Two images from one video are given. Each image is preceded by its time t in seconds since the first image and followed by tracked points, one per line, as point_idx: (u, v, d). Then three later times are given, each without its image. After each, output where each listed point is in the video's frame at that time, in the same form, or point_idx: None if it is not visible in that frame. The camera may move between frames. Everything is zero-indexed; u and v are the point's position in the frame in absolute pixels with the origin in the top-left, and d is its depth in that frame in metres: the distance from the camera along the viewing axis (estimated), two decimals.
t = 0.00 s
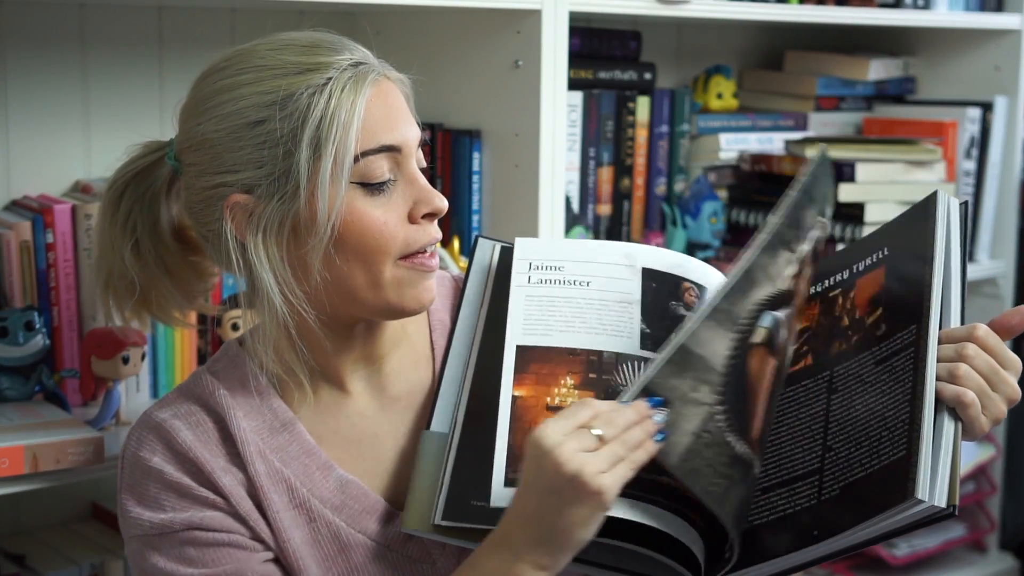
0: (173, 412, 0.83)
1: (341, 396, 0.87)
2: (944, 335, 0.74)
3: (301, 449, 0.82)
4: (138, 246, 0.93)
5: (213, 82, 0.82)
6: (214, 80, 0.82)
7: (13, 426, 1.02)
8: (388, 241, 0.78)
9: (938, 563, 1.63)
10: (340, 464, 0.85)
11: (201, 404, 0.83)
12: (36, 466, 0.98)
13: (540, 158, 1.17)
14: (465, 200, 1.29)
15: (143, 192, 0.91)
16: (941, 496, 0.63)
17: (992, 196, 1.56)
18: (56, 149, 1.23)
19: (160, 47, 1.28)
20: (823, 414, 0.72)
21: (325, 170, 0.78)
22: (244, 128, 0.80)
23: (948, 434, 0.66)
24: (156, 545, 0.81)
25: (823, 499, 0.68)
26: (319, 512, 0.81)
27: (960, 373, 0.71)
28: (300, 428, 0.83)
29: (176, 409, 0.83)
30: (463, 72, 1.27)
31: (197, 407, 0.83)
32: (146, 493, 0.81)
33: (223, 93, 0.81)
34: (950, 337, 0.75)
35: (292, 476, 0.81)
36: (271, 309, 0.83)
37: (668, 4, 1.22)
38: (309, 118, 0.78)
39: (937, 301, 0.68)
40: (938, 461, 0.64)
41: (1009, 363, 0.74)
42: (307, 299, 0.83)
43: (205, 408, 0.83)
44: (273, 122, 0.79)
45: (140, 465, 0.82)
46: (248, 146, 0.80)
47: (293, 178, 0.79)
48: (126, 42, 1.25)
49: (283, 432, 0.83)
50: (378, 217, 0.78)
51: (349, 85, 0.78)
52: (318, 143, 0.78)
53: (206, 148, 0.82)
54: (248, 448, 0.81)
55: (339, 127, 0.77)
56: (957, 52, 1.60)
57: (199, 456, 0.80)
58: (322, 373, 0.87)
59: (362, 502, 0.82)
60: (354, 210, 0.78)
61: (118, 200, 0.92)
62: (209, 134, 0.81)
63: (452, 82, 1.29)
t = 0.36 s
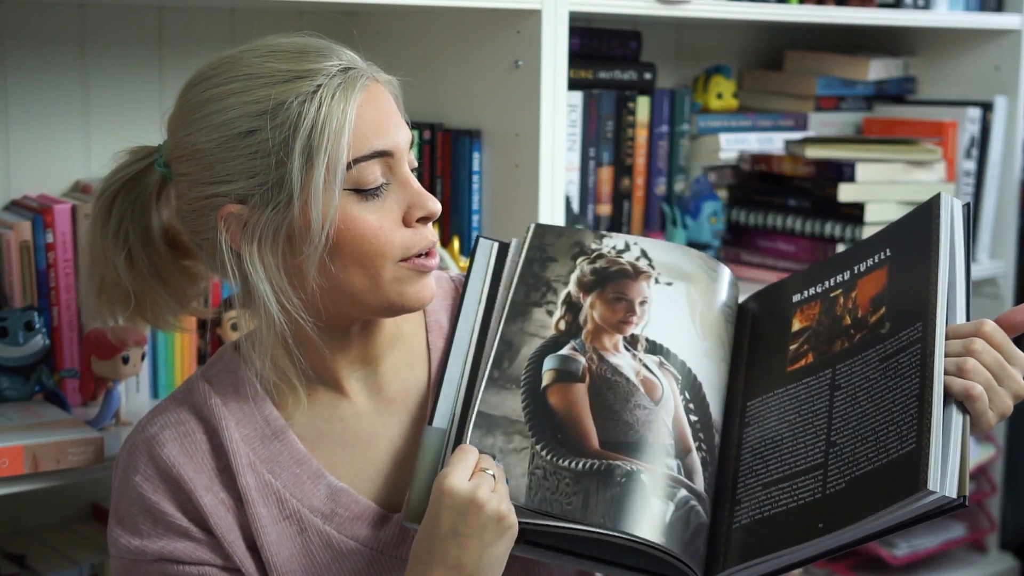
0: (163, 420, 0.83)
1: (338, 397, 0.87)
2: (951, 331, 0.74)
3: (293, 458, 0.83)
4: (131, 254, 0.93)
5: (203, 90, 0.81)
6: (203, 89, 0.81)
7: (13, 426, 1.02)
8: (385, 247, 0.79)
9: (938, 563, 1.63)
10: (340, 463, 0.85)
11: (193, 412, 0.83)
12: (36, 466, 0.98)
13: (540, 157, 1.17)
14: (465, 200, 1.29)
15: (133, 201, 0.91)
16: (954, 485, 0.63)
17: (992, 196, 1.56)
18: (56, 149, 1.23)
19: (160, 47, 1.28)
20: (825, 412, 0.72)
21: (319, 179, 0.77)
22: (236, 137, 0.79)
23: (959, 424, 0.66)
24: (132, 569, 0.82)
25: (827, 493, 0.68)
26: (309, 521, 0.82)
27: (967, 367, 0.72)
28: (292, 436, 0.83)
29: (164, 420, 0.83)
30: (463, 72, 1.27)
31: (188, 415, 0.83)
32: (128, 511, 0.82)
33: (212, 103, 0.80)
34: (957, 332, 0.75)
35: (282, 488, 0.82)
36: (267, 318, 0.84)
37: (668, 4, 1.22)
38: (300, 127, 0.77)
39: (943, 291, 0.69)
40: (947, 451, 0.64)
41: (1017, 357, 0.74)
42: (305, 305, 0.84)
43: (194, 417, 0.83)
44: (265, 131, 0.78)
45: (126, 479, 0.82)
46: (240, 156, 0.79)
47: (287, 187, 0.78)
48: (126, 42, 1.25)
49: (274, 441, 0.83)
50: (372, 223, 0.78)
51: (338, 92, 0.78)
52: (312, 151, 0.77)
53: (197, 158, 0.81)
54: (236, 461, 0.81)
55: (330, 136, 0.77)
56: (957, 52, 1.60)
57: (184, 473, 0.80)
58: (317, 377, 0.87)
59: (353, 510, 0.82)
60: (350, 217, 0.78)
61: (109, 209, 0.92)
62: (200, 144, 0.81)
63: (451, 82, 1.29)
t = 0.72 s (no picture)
0: (165, 418, 0.82)
1: (339, 395, 0.87)
2: (930, 325, 0.74)
3: (294, 456, 0.83)
4: (132, 253, 0.92)
5: (210, 89, 0.81)
6: (210, 88, 0.81)
7: (12, 426, 1.02)
8: (394, 246, 0.79)
9: (938, 563, 1.63)
10: (341, 463, 0.85)
11: (192, 413, 0.83)
12: (36, 466, 0.98)
13: (540, 158, 1.17)
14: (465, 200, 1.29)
15: (133, 200, 0.91)
16: (932, 476, 0.62)
17: (992, 196, 1.56)
18: (56, 149, 1.23)
19: (160, 46, 1.28)
20: (810, 411, 0.72)
21: (330, 179, 0.77)
22: (245, 137, 0.79)
23: (937, 416, 0.66)
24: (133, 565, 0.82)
25: (811, 490, 0.68)
26: (310, 520, 0.82)
27: (946, 358, 0.72)
28: (293, 435, 0.83)
29: (164, 418, 0.82)
30: (463, 72, 1.27)
31: (189, 414, 0.83)
32: (128, 507, 0.82)
33: (220, 103, 0.80)
34: (936, 325, 0.75)
35: (283, 486, 0.82)
36: (277, 319, 0.83)
37: (669, 4, 1.22)
38: (311, 128, 0.77)
39: (921, 295, 0.69)
40: (923, 442, 0.64)
41: (993, 346, 0.75)
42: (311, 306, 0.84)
43: (195, 416, 0.83)
44: (275, 131, 0.78)
45: (127, 476, 0.82)
46: (249, 155, 0.79)
47: (298, 188, 0.78)
48: (126, 42, 1.25)
49: (275, 439, 0.83)
50: (382, 223, 0.79)
51: (349, 93, 0.78)
52: (323, 151, 0.77)
53: (204, 157, 0.81)
54: (238, 459, 0.81)
55: (342, 136, 0.77)
56: (958, 52, 1.60)
57: (186, 471, 0.80)
58: (322, 374, 0.87)
59: (354, 508, 0.83)
60: (360, 217, 0.78)
61: (107, 209, 0.91)
62: (208, 144, 0.80)
63: (452, 82, 1.29)
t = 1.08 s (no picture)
0: (176, 410, 0.83)
1: (340, 392, 0.87)
2: (917, 333, 0.74)
3: (305, 442, 0.83)
4: (136, 250, 0.92)
5: (212, 87, 0.81)
6: (211, 86, 0.81)
7: (13, 426, 1.02)
8: (392, 243, 0.79)
9: (938, 563, 1.63)
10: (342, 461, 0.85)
11: (203, 403, 0.83)
12: (36, 466, 0.98)
13: (540, 158, 1.17)
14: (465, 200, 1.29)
15: (136, 197, 0.91)
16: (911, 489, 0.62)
17: (992, 196, 1.56)
18: (56, 150, 1.23)
19: (160, 47, 1.28)
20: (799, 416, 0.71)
21: (329, 175, 0.77)
22: (245, 134, 0.79)
23: (920, 429, 0.66)
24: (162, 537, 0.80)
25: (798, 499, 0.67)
26: (323, 503, 0.82)
27: (931, 369, 0.71)
28: (306, 424, 0.84)
29: (176, 409, 0.83)
30: (463, 72, 1.27)
31: (199, 406, 0.83)
32: (153, 480, 0.80)
33: (221, 100, 0.80)
34: (923, 334, 0.74)
35: (298, 467, 0.82)
36: (273, 312, 0.83)
37: (669, 4, 1.22)
38: (311, 125, 0.77)
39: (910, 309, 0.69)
40: (904, 455, 0.64)
41: (980, 354, 0.74)
42: (309, 302, 0.84)
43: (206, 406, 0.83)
44: (275, 128, 0.78)
45: (146, 457, 0.81)
46: (249, 152, 0.79)
47: (296, 185, 0.79)
48: (126, 42, 1.25)
49: (287, 426, 0.83)
50: (380, 220, 0.79)
51: (349, 91, 0.78)
52: (322, 148, 0.77)
53: (205, 154, 0.81)
54: (254, 438, 0.81)
55: (341, 134, 0.77)
56: (958, 52, 1.60)
57: (206, 447, 0.80)
58: (324, 371, 0.88)
59: (365, 497, 0.83)
60: (358, 215, 0.78)
61: (111, 204, 0.92)
62: (208, 141, 0.81)
63: (451, 82, 1.29)
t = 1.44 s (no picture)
0: (180, 406, 0.83)
1: (341, 392, 0.87)
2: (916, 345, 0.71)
3: (311, 437, 0.83)
4: (135, 249, 0.92)
5: (210, 88, 0.81)
6: (210, 87, 0.81)
7: (13, 426, 1.02)
8: (390, 248, 0.79)
9: (937, 563, 1.63)
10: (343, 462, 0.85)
11: (207, 399, 0.84)
12: (36, 466, 0.98)
13: (540, 158, 1.17)
14: (465, 201, 1.29)
15: (137, 196, 0.91)
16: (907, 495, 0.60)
17: (991, 196, 1.57)
18: (57, 150, 1.23)
19: (161, 46, 1.28)
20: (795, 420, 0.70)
21: (325, 179, 0.77)
22: (243, 136, 0.79)
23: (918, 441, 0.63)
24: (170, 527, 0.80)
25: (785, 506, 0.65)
26: (330, 497, 0.81)
27: (930, 382, 0.69)
28: (311, 422, 0.84)
29: (182, 406, 0.84)
30: (463, 72, 1.27)
31: (203, 403, 0.83)
32: (161, 470, 0.81)
33: (219, 102, 0.80)
34: (922, 346, 0.72)
35: (304, 459, 0.82)
36: (270, 315, 0.83)
37: (669, 4, 1.22)
38: (308, 127, 0.77)
39: (909, 309, 0.66)
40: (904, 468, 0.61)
41: (979, 369, 0.72)
42: (306, 305, 0.84)
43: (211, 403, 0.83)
44: (273, 131, 0.78)
45: (152, 449, 0.82)
46: (247, 154, 0.79)
47: (293, 188, 0.79)
48: (125, 42, 1.25)
49: (293, 421, 0.83)
50: (378, 224, 0.79)
51: (347, 94, 0.78)
52: (319, 151, 0.77)
53: (203, 156, 0.81)
54: (261, 431, 0.81)
55: (338, 137, 0.77)
56: (958, 52, 1.60)
57: (213, 439, 0.80)
58: (322, 373, 0.88)
59: (369, 493, 0.83)
60: (355, 219, 0.79)
61: (111, 204, 0.92)
62: (206, 143, 0.81)
63: (452, 82, 1.29)
